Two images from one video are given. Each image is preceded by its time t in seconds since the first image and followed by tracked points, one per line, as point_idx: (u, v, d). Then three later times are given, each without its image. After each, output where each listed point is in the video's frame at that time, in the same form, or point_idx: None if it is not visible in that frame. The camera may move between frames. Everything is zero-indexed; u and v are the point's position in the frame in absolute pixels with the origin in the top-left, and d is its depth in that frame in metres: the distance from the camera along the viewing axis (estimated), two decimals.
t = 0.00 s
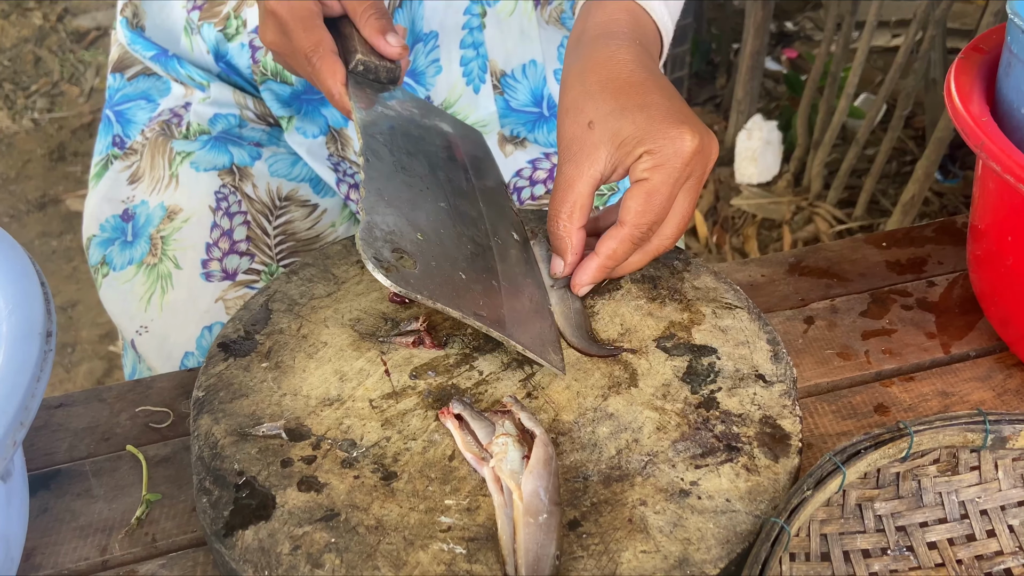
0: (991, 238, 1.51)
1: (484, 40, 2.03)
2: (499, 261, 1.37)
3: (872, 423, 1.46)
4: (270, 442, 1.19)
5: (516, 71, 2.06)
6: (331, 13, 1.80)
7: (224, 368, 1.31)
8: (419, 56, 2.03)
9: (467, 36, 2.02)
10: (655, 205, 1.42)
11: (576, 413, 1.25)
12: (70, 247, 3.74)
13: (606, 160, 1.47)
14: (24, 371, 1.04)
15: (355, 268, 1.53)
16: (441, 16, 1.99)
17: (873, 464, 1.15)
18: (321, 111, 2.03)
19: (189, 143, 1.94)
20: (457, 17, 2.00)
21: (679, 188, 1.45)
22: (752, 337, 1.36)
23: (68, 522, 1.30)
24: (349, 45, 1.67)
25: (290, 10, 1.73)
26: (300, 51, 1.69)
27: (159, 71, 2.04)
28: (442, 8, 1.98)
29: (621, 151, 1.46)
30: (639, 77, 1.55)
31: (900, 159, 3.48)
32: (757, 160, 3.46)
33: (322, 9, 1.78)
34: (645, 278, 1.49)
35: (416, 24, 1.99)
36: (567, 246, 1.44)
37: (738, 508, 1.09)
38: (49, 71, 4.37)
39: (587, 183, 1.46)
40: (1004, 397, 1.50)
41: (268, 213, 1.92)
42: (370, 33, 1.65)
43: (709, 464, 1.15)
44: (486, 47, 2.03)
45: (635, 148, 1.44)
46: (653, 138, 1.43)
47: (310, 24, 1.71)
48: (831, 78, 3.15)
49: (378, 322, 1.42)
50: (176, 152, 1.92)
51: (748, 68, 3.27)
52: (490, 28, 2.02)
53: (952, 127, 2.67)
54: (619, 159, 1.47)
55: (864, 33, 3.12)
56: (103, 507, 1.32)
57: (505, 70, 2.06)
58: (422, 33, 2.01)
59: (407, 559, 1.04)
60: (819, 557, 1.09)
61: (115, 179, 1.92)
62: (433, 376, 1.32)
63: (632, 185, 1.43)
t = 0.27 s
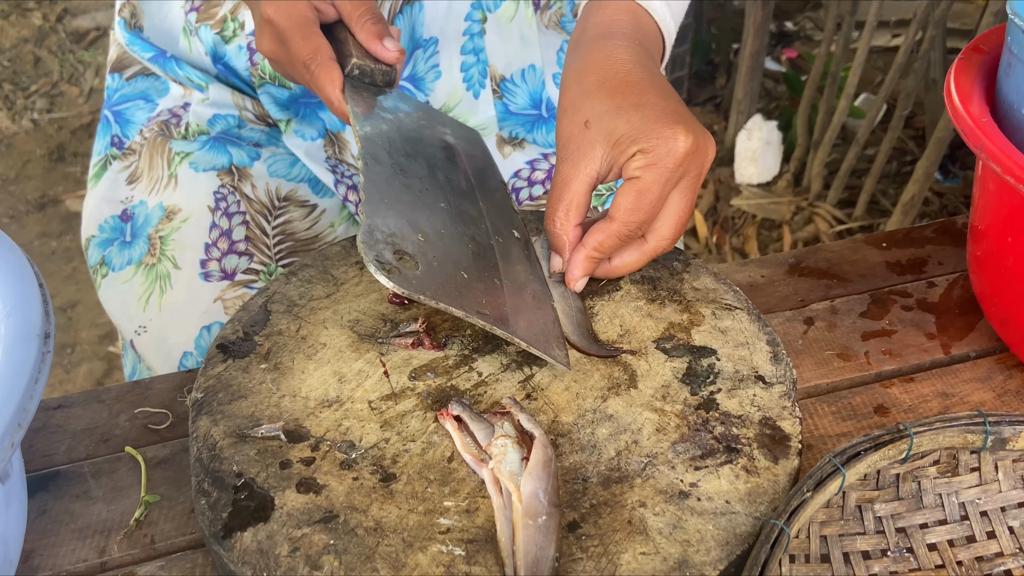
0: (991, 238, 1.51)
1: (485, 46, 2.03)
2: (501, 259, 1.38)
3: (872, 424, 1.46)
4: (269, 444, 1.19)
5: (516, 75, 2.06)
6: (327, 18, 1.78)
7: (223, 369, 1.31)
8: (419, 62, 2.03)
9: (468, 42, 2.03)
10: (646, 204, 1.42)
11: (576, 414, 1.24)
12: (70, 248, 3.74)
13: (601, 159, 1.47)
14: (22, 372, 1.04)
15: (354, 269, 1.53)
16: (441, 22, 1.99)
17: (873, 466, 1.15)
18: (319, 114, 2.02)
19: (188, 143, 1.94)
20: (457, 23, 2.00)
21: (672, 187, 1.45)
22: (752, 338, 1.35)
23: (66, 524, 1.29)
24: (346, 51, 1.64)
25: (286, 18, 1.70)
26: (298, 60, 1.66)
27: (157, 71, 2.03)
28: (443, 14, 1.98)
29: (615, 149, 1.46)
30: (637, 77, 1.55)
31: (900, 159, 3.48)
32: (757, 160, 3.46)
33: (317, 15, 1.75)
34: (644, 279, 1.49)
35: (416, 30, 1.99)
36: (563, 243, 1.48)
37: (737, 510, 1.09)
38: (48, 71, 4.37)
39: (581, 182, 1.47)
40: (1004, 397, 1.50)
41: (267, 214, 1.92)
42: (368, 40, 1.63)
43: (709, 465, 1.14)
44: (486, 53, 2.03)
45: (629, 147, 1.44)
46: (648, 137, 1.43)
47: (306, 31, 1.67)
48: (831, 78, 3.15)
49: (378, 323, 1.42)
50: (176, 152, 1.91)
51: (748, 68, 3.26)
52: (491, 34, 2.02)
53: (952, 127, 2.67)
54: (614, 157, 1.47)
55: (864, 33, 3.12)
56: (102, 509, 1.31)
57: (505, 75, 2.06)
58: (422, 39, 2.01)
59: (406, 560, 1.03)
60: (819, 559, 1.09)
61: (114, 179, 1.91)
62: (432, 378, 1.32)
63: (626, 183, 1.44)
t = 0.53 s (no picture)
0: (990, 238, 1.51)
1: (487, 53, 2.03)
2: (511, 277, 1.37)
3: (871, 423, 1.46)
4: (269, 443, 1.19)
5: (517, 81, 2.06)
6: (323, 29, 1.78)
7: (223, 369, 1.31)
8: (420, 69, 2.03)
9: (470, 49, 2.03)
10: (645, 209, 1.42)
11: (575, 413, 1.25)
12: (70, 248, 3.74)
13: (601, 163, 1.48)
14: (23, 372, 1.04)
15: (354, 269, 1.53)
16: (443, 31, 1.99)
17: (872, 464, 1.15)
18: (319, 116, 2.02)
19: (188, 144, 1.94)
20: (459, 31, 2.00)
21: (672, 193, 1.45)
22: (751, 337, 1.35)
23: (66, 523, 1.30)
24: (343, 67, 1.64)
25: (281, 36, 1.72)
26: (296, 77, 1.66)
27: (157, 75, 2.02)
28: (445, 22, 1.98)
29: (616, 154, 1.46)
30: (641, 81, 1.55)
31: (900, 158, 3.48)
32: (757, 160, 3.47)
33: (312, 29, 1.76)
34: (644, 278, 1.49)
35: (418, 37, 2.00)
36: (561, 243, 1.48)
37: (736, 509, 1.09)
38: (48, 71, 4.37)
39: (580, 185, 1.47)
40: (1003, 397, 1.50)
41: (267, 214, 1.92)
42: (364, 53, 1.64)
43: (708, 464, 1.15)
44: (488, 60, 2.03)
45: (629, 153, 1.44)
46: (648, 142, 1.42)
47: (304, 47, 1.68)
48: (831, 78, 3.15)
49: (377, 323, 1.42)
50: (176, 152, 1.92)
51: (747, 68, 3.26)
52: (493, 42, 2.02)
53: (952, 127, 2.67)
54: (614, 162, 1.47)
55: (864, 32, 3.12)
56: (102, 508, 1.32)
57: (506, 80, 2.06)
58: (424, 47, 2.01)
59: (405, 559, 1.04)
60: (818, 557, 1.09)
61: (113, 179, 1.92)
62: (431, 377, 1.32)
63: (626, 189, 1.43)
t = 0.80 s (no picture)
0: (987, 239, 1.52)
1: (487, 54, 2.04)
2: (512, 295, 1.35)
3: (868, 424, 1.47)
4: (266, 444, 1.19)
5: (516, 81, 2.06)
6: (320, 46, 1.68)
7: (220, 370, 1.31)
8: (420, 70, 2.03)
9: (470, 50, 2.03)
10: (642, 208, 1.41)
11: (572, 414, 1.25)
12: (70, 248, 3.74)
13: (596, 163, 1.48)
14: (20, 373, 1.04)
15: (352, 270, 1.53)
16: (444, 32, 2.00)
17: (868, 465, 1.16)
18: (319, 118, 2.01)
19: (188, 146, 1.94)
20: (459, 32, 2.00)
21: (668, 192, 1.45)
22: (748, 338, 1.36)
23: (64, 524, 1.30)
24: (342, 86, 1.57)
25: (282, 61, 1.63)
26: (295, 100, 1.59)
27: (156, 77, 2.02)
28: (445, 25, 1.98)
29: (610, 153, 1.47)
30: (633, 81, 1.56)
31: (899, 159, 3.48)
32: (756, 160, 3.47)
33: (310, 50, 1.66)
34: (642, 279, 1.50)
35: (418, 39, 2.00)
36: (560, 244, 1.47)
37: (733, 510, 1.09)
38: (48, 72, 4.37)
39: (576, 186, 1.47)
40: (1000, 397, 1.51)
41: (267, 215, 1.93)
42: (364, 73, 1.55)
43: (704, 465, 1.15)
44: (489, 61, 2.03)
45: (624, 152, 1.44)
46: (641, 141, 1.43)
47: (301, 70, 1.60)
48: (829, 79, 3.16)
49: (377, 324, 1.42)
50: (176, 154, 1.92)
51: (746, 68, 3.26)
52: (493, 43, 2.02)
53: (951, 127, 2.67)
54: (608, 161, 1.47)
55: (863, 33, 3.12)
56: (100, 509, 1.32)
57: (506, 81, 2.06)
58: (424, 48, 2.01)
59: (402, 560, 1.04)
60: (814, 558, 1.09)
61: (111, 181, 1.92)
62: (430, 378, 1.32)
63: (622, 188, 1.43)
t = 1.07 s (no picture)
0: (985, 239, 1.52)
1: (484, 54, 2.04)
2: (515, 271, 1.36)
3: (866, 424, 1.47)
4: (265, 444, 1.19)
5: (513, 81, 2.06)
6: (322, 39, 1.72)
7: (219, 370, 1.31)
8: (418, 70, 2.03)
9: (467, 49, 2.03)
10: (640, 210, 1.41)
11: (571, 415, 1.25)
12: (70, 249, 3.75)
13: (596, 163, 1.48)
14: (19, 373, 1.04)
15: (350, 270, 1.53)
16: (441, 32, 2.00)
17: (866, 465, 1.16)
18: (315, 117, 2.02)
19: (185, 146, 1.94)
20: (457, 32, 2.01)
21: (667, 193, 1.45)
22: (746, 338, 1.36)
23: (63, 524, 1.30)
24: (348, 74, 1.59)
25: (298, 67, 1.59)
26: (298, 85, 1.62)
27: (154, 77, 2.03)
28: (443, 24, 2.00)
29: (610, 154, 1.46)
30: (635, 82, 1.55)
31: (898, 159, 3.49)
32: (755, 161, 3.48)
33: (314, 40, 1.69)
34: (639, 279, 1.50)
35: (416, 38, 2.00)
36: (559, 243, 1.48)
37: (731, 510, 1.09)
38: (48, 73, 4.38)
39: (576, 185, 1.47)
40: (998, 397, 1.51)
41: (262, 214, 1.92)
42: (381, 83, 1.52)
43: (702, 465, 1.15)
44: (486, 61, 2.04)
45: (623, 152, 1.44)
46: (640, 142, 1.42)
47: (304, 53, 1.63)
48: (828, 79, 3.16)
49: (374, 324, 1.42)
50: (173, 154, 1.92)
51: (745, 69, 3.26)
52: (490, 42, 2.03)
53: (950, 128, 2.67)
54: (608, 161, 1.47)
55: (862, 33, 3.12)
56: (99, 509, 1.32)
57: (503, 80, 2.06)
58: (422, 48, 2.01)
59: (400, 560, 1.04)
60: (812, 558, 1.09)
61: (111, 182, 1.93)
62: (427, 378, 1.32)
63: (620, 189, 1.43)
